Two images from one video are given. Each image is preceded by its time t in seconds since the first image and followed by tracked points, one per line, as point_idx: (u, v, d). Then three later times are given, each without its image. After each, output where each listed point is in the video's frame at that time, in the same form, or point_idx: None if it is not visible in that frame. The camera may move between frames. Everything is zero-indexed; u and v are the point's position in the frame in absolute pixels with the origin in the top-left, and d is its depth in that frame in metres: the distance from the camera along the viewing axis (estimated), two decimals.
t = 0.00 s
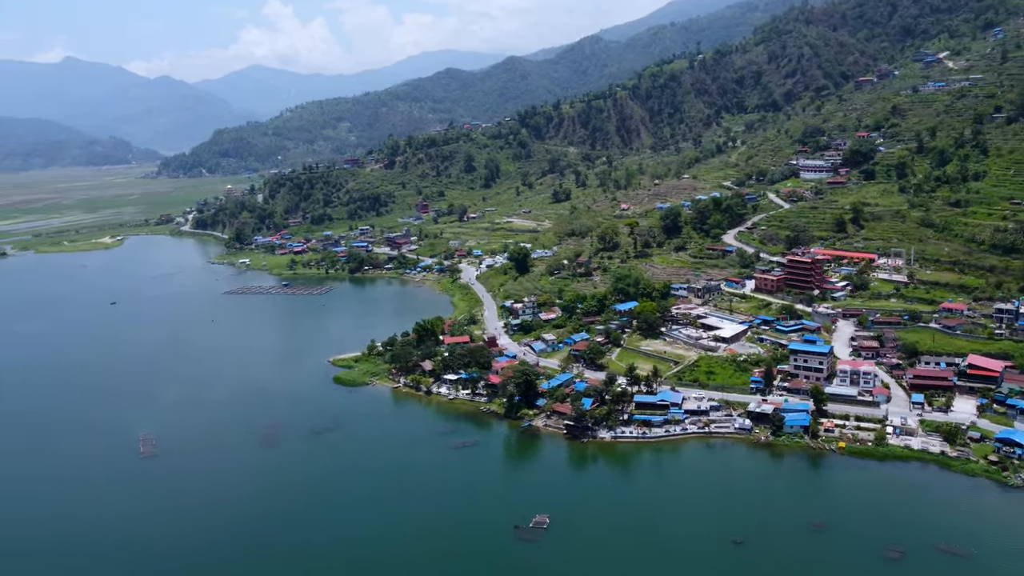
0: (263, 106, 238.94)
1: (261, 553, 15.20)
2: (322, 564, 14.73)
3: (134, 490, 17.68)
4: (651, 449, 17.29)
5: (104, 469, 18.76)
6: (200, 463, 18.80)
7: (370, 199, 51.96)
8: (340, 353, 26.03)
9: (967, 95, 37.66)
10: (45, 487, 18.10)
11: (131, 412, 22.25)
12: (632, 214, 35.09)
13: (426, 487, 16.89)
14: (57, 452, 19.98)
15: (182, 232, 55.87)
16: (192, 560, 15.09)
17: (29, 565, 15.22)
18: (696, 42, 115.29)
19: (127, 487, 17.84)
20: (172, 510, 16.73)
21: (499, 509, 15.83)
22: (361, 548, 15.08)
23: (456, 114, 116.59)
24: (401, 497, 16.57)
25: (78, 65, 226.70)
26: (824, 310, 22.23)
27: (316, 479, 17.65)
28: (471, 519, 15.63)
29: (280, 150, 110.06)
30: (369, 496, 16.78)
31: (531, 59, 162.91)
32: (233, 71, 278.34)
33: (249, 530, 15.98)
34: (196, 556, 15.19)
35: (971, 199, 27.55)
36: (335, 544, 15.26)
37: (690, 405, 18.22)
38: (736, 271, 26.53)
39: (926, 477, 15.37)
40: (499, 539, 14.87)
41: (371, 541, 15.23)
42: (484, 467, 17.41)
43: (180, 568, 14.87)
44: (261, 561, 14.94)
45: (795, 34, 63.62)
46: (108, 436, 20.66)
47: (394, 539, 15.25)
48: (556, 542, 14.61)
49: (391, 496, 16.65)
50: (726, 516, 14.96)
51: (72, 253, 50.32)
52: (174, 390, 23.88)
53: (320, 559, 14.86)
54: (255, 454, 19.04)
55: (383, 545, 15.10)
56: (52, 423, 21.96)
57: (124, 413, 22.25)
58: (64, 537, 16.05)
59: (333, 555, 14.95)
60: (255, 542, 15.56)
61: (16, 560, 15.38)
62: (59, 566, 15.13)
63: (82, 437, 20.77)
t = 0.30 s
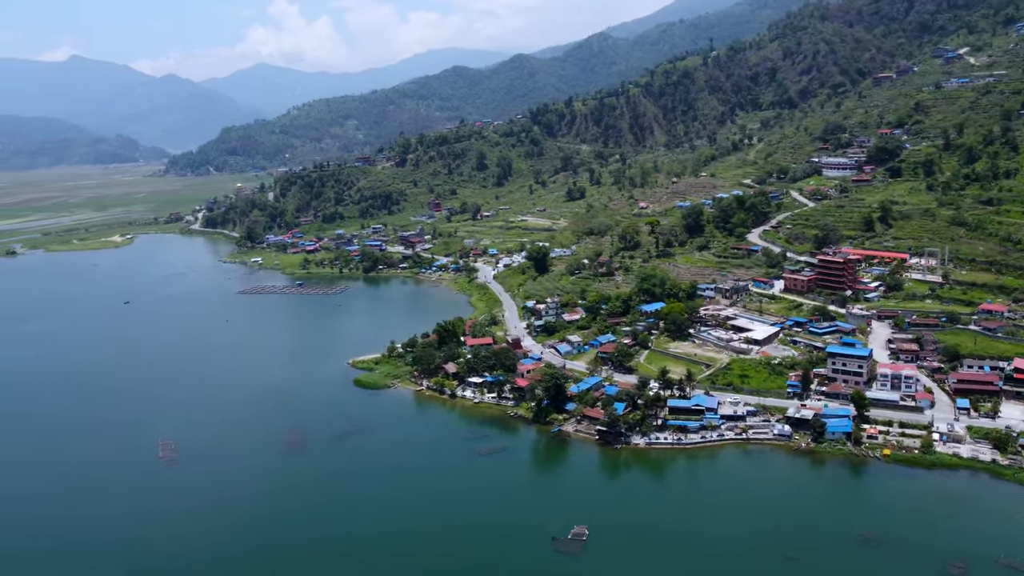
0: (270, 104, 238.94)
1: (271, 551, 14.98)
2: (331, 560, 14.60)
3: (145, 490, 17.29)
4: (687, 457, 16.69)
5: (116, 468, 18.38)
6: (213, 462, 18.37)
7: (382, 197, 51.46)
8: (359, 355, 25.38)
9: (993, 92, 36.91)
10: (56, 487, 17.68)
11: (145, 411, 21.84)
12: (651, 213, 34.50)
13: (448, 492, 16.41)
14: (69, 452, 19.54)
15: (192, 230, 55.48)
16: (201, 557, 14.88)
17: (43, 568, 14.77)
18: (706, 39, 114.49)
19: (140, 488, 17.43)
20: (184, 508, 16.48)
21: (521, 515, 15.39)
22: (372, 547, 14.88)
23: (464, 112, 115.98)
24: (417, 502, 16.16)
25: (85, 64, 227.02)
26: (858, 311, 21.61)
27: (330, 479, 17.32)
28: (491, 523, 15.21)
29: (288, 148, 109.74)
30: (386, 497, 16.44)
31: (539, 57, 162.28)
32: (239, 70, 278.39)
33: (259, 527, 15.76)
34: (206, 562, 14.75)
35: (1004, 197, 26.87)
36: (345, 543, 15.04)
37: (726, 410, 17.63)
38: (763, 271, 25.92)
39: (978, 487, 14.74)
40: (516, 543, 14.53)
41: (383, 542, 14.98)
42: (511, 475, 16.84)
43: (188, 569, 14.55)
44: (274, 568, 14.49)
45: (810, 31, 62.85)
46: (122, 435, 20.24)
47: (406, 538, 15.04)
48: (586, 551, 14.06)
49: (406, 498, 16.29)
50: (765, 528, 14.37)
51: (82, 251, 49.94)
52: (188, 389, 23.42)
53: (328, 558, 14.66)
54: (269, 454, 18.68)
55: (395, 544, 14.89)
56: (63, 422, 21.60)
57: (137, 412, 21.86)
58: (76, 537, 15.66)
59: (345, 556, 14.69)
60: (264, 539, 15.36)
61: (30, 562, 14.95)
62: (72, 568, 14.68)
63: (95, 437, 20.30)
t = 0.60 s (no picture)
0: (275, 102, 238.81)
1: (274, 550, 14.72)
2: (333, 559, 14.38)
3: (153, 490, 17.06)
4: (727, 465, 16.09)
5: (126, 469, 18.17)
6: (225, 463, 18.03)
7: (394, 195, 50.91)
8: (380, 357, 24.84)
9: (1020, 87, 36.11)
10: (67, 487, 17.50)
11: (160, 413, 21.53)
12: (672, 212, 33.87)
13: (469, 497, 15.96)
14: (81, 452, 19.28)
15: (202, 229, 55.04)
16: (202, 554, 14.63)
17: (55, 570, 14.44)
18: (715, 36, 113.53)
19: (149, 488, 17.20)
20: (189, 506, 16.26)
21: (540, 521, 14.96)
22: (379, 547, 14.61)
23: (471, 110, 115.23)
24: (431, 504, 15.82)
25: (91, 63, 227.26)
26: (895, 312, 20.97)
27: (342, 481, 16.97)
28: (507, 527, 14.83)
29: (295, 146, 109.37)
30: (398, 498, 16.08)
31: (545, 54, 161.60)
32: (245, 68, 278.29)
33: (264, 526, 15.48)
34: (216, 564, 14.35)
35: None
36: (350, 543, 14.79)
37: (765, 416, 17.05)
38: (793, 271, 25.29)
39: None
40: (529, 547, 14.17)
41: (390, 543, 14.69)
42: (542, 483, 16.23)
43: (187, 568, 14.29)
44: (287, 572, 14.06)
45: (826, 26, 62.00)
46: (135, 437, 19.93)
47: (414, 539, 14.75)
48: (631, 564, 13.38)
49: (418, 501, 15.95)
50: (799, 535, 13.85)
51: (93, 250, 49.55)
52: (203, 391, 23.05)
53: (331, 557, 14.42)
54: (281, 455, 18.34)
55: (402, 546, 14.59)
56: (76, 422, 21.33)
57: (152, 413, 21.54)
58: (82, 536, 15.44)
59: (349, 555, 14.45)
60: (268, 538, 15.07)
61: (40, 563, 14.67)
62: (81, 569, 14.38)
63: (107, 437, 20.06)
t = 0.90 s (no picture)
0: (280, 100, 238.54)
1: (278, 557, 14.60)
2: (324, 556, 14.57)
3: (162, 495, 16.96)
4: (767, 474, 15.53)
5: (134, 469, 18.31)
6: (235, 468, 17.89)
7: (405, 194, 50.39)
8: (400, 359, 24.27)
9: None
10: (76, 490, 17.53)
11: (171, 414, 21.40)
12: (692, 211, 33.31)
13: (488, 504, 15.66)
14: (90, 455, 19.23)
15: (211, 227, 54.64)
16: (205, 561, 14.55)
17: (53, 569, 14.69)
18: (723, 33, 112.67)
19: (151, 486, 17.48)
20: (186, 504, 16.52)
21: (545, 523, 14.89)
22: (374, 544, 14.76)
23: (478, 108, 114.53)
24: (432, 504, 15.85)
25: (97, 62, 227.36)
26: (932, 314, 20.38)
27: (343, 482, 17.00)
28: (521, 536, 14.57)
29: (301, 144, 108.98)
30: (397, 497, 16.16)
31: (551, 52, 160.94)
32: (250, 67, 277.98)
33: (259, 524, 15.61)
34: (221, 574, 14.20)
35: None
36: (360, 550, 14.62)
37: (806, 423, 16.49)
38: (821, 272, 24.70)
39: None
40: (527, 549, 14.19)
41: (384, 541, 14.82)
42: (562, 490, 15.89)
43: (182, 569, 14.40)
44: None
45: (840, 22, 61.22)
46: (144, 440, 19.87)
47: (408, 538, 14.87)
48: None
49: (430, 507, 15.72)
50: (819, 543, 13.55)
51: (101, 249, 49.19)
52: (213, 392, 22.87)
53: (322, 555, 14.59)
54: (284, 455, 18.39)
55: (396, 544, 14.71)
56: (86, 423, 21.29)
57: (163, 414, 21.43)
58: (90, 543, 15.41)
59: (340, 553, 14.62)
60: (262, 537, 15.22)
61: (41, 562, 14.89)
62: None
63: (117, 439, 20.05)
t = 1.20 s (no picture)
0: (284, 99, 238.18)
1: (290, 561, 14.16)
2: (326, 556, 14.24)
3: (171, 495, 16.57)
4: (812, 485, 14.95)
5: (143, 469, 17.93)
6: (246, 469, 17.47)
7: (415, 193, 49.81)
8: (422, 362, 23.54)
9: None
10: (83, 489, 17.16)
11: (182, 413, 21.03)
12: (713, 211, 32.71)
13: (510, 510, 15.20)
14: (98, 455, 18.87)
15: (220, 227, 54.13)
16: (214, 564, 14.14)
17: (56, 569, 14.36)
18: (731, 31, 111.88)
19: (159, 483, 17.18)
20: (193, 502, 16.20)
21: (560, 528, 14.48)
22: (385, 545, 14.38)
23: (483, 107, 113.96)
24: (443, 504, 15.52)
25: (101, 61, 227.30)
26: (973, 318, 19.76)
27: (349, 481, 16.66)
28: (544, 543, 14.09)
29: (306, 143, 108.49)
30: (413, 500, 15.70)
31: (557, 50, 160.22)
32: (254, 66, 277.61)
33: (263, 525, 15.23)
34: None
35: None
36: (375, 554, 14.18)
37: (850, 431, 15.92)
38: (852, 273, 24.11)
39: None
40: (550, 555, 13.75)
41: (401, 544, 14.37)
42: (594, 501, 15.24)
43: (191, 571, 14.01)
44: None
45: (854, 19, 60.49)
46: (153, 440, 19.48)
47: (418, 537, 14.54)
48: None
49: (449, 510, 15.28)
50: (848, 552, 13.06)
51: (110, 248, 48.71)
52: (224, 391, 22.47)
53: (327, 555, 14.26)
54: (291, 454, 18.06)
55: (404, 544, 14.38)
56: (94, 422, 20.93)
57: (173, 414, 21.06)
58: (96, 543, 15.03)
59: (346, 552, 14.29)
60: (275, 539, 14.79)
61: (45, 563, 14.55)
62: None
63: (125, 438, 19.68)
